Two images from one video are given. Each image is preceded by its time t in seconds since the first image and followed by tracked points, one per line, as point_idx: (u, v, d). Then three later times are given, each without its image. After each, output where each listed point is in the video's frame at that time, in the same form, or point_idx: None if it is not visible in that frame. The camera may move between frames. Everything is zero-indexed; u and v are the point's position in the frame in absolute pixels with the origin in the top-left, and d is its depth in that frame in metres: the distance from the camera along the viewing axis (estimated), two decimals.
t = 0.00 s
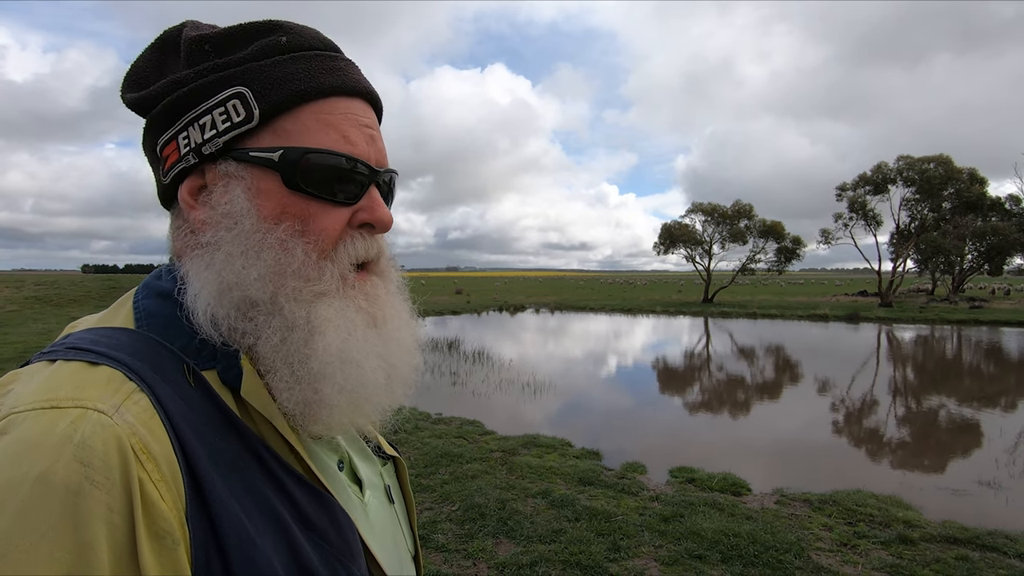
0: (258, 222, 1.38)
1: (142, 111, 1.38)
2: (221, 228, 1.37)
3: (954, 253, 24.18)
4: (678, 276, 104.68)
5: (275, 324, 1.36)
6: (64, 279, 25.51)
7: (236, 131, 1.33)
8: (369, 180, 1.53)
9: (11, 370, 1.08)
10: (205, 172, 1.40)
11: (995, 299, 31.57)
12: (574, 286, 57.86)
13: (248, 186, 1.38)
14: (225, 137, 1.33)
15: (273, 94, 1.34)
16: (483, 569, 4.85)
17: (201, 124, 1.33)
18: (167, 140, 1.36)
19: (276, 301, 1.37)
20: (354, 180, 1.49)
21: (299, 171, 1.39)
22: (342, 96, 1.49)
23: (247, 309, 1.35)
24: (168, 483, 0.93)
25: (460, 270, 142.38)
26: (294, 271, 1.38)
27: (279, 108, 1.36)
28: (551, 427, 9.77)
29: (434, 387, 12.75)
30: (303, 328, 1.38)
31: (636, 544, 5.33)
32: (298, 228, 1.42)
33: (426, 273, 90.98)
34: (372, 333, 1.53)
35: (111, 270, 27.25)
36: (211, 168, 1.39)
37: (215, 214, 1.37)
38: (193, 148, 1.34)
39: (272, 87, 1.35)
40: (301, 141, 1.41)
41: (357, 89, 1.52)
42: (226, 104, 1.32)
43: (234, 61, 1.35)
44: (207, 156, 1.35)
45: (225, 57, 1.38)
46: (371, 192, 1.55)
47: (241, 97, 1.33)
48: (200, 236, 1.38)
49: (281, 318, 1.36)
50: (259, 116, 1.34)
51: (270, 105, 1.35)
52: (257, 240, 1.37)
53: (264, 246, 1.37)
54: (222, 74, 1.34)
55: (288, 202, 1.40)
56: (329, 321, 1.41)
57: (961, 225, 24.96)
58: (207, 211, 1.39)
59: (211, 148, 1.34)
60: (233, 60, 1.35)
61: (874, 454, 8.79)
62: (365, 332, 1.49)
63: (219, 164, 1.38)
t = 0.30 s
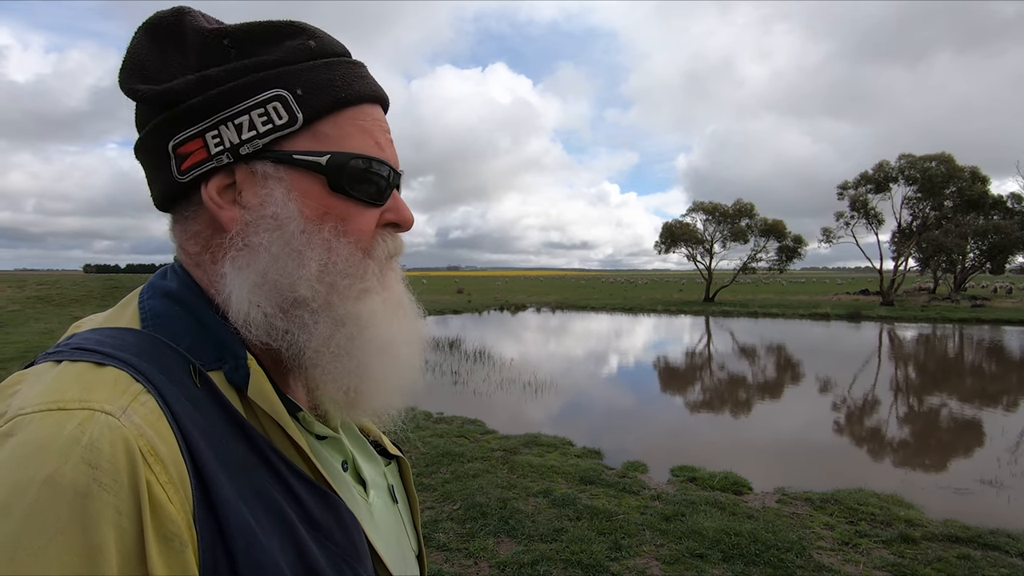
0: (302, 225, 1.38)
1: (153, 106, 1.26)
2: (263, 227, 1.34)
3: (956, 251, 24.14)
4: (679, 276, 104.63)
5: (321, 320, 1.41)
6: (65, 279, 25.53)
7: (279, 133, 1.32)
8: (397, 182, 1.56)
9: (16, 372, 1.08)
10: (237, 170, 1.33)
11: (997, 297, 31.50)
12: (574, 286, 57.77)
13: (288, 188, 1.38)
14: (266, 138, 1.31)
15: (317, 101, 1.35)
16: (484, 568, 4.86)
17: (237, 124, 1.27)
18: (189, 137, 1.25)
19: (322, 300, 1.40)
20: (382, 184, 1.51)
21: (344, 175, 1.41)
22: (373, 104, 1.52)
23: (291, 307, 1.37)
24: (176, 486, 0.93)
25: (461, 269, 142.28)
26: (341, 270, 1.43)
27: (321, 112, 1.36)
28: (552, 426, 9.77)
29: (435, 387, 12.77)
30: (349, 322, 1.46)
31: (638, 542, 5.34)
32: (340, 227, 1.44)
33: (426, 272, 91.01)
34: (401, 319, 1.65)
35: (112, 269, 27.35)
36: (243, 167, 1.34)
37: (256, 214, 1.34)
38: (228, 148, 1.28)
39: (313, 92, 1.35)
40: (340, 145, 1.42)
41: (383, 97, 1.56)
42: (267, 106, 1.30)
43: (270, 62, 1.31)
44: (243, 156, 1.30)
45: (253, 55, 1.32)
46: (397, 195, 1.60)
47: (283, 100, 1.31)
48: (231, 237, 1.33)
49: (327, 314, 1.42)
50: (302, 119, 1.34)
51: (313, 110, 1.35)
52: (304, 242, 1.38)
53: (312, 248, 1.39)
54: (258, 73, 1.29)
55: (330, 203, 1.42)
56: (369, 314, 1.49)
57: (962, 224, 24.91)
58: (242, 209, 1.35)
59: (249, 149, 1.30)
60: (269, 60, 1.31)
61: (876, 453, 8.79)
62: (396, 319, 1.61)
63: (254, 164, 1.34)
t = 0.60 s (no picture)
0: (351, 232, 1.42)
1: (206, 105, 1.19)
2: (319, 233, 1.37)
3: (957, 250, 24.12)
4: (679, 275, 104.59)
5: (366, 318, 1.49)
6: (66, 278, 25.54)
7: (335, 146, 1.37)
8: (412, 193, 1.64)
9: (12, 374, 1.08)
10: (289, 176, 1.33)
11: (998, 296, 31.47)
12: (574, 285, 57.74)
13: (339, 195, 1.40)
14: (324, 149, 1.34)
15: (365, 113, 1.42)
16: (484, 567, 4.87)
17: (298, 133, 1.30)
18: (243, 139, 1.22)
19: (364, 302, 1.47)
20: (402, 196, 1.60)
21: (385, 189, 1.49)
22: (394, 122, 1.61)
23: (338, 306, 1.42)
24: (176, 492, 0.94)
25: (461, 268, 142.20)
26: (385, 272, 1.52)
27: (370, 129, 1.44)
28: (553, 425, 9.78)
29: (436, 386, 12.77)
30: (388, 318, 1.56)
31: (638, 542, 5.34)
32: (382, 231, 1.52)
33: (426, 271, 91.02)
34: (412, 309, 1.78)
35: (112, 269, 27.38)
36: (296, 174, 1.34)
37: (314, 221, 1.36)
38: (289, 155, 1.29)
39: (362, 109, 1.42)
40: (379, 159, 1.49)
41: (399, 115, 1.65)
42: (326, 119, 1.34)
43: (323, 76, 1.35)
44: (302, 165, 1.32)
45: (299, 63, 1.35)
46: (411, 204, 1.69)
47: (339, 114, 1.37)
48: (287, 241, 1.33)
49: (372, 313, 1.50)
50: (356, 133, 1.40)
51: (363, 126, 1.42)
52: (356, 247, 1.44)
53: (364, 252, 1.45)
54: (313, 84, 1.33)
55: (373, 211, 1.48)
56: (398, 310, 1.59)
57: (963, 223, 24.89)
58: (294, 213, 1.35)
59: (309, 157, 1.32)
60: (320, 73, 1.35)
61: (876, 452, 8.79)
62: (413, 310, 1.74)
63: (307, 172, 1.35)
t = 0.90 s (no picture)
0: (370, 231, 1.51)
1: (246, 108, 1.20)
2: (343, 233, 1.44)
3: (957, 250, 24.13)
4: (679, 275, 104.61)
5: (381, 312, 1.58)
6: (66, 278, 25.50)
7: (358, 151, 1.43)
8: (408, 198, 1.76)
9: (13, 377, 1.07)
10: (314, 180, 1.38)
11: (998, 296, 31.49)
12: (574, 284, 57.68)
13: (358, 198, 1.48)
14: (348, 155, 1.41)
15: (382, 124, 1.51)
16: (484, 566, 4.87)
17: (327, 138, 1.35)
18: (277, 142, 1.24)
19: (380, 296, 1.56)
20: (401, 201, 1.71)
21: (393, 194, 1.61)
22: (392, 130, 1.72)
23: (357, 302, 1.50)
24: (185, 492, 0.94)
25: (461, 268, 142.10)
26: (395, 268, 1.63)
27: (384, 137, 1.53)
28: (553, 425, 9.79)
29: (436, 386, 12.78)
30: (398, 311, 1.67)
31: (637, 541, 5.35)
32: (389, 231, 1.63)
33: (425, 271, 90.98)
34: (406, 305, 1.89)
35: (112, 269, 27.38)
36: (322, 178, 1.39)
37: (339, 222, 1.43)
38: (319, 159, 1.33)
39: (378, 118, 1.51)
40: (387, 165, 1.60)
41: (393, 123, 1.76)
42: (349, 127, 1.40)
43: (345, 85, 1.42)
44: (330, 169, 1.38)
45: (322, 71, 1.40)
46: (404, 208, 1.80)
47: (360, 121, 1.43)
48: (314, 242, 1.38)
49: (386, 307, 1.59)
50: (374, 140, 1.48)
51: (380, 134, 1.51)
52: (374, 245, 1.53)
53: (380, 250, 1.56)
54: (340, 94, 1.39)
55: (383, 213, 1.59)
56: (404, 304, 1.70)
57: (962, 222, 24.92)
58: (318, 214, 1.39)
59: (335, 162, 1.38)
60: (343, 82, 1.42)
61: (876, 451, 8.80)
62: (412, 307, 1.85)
63: (331, 176, 1.41)
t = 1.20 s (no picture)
0: (376, 232, 1.53)
1: (264, 111, 1.20)
2: (351, 233, 1.45)
3: (956, 249, 24.15)
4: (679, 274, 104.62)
5: (386, 310, 1.60)
6: (65, 278, 25.48)
7: (366, 155, 1.45)
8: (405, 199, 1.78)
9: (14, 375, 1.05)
10: (324, 180, 1.39)
11: (997, 295, 31.51)
12: (574, 283, 57.68)
13: (364, 199, 1.49)
14: (357, 158, 1.42)
15: (388, 127, 1.53)
16: (484, 565, 4.89)
17: (339, 141, 1.36)
18: (292, 144, 1.24)
19: (384, 294, 1.59)
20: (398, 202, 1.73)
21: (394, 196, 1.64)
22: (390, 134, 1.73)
23: (362, 301, 1.51)
24: (192, 487, 0.94)
25: (461, 267, 142.02)
26: (397, 267, 1.66)
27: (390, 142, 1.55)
28: (552, 424, 9.80)
29: (436, 385, 12.79)
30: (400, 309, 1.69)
31: (637, 540, 5.36)
32: (392, 231, 1.65)
33: (425, 270, 90.92)
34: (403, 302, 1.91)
35: (112, 269, 27.41)
36: (330, 179, 1.40)
37: (347, 221, 1.44)
38: (332, 161, 1.34)
39: (384, 122, 1.52)
40: (389, 168, 1.62)
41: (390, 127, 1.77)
42: (359, 130, 1.42)
43: (354, 89, 1.43)
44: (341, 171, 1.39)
45: (332, 75, 1.42)
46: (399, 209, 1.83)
47: (368, 126, 1.44)
48: (323, 241, 1.39)
49: (390, 306, 1.62)
50: (381, 144, 1.50)
51: (386, 139, 1.53)
52: (379, 245, 1.55)
53: (385, 250, 1.58)
54: (353, 98, 1.41)
55: (386, 213, 1.61)
56: (404, 302, 1.73)
57: (962, 221, 24.93)
58: (327, 214, 1.40)
59: (346, 165, 1.39)
60: (351, 86, 1.43)
61: (876, 450, 8.82)
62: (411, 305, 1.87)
63: (339, 177, 1.42)
